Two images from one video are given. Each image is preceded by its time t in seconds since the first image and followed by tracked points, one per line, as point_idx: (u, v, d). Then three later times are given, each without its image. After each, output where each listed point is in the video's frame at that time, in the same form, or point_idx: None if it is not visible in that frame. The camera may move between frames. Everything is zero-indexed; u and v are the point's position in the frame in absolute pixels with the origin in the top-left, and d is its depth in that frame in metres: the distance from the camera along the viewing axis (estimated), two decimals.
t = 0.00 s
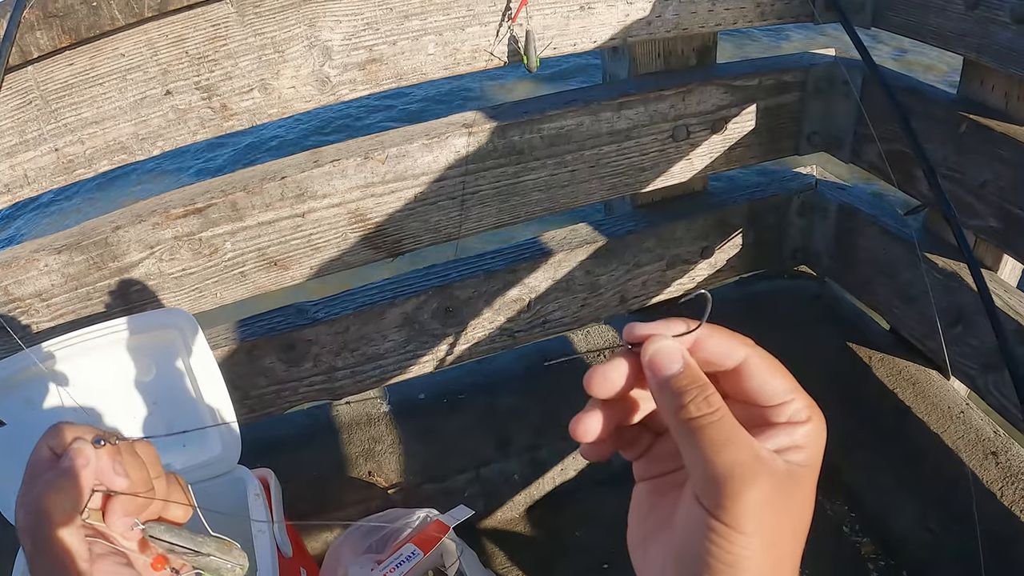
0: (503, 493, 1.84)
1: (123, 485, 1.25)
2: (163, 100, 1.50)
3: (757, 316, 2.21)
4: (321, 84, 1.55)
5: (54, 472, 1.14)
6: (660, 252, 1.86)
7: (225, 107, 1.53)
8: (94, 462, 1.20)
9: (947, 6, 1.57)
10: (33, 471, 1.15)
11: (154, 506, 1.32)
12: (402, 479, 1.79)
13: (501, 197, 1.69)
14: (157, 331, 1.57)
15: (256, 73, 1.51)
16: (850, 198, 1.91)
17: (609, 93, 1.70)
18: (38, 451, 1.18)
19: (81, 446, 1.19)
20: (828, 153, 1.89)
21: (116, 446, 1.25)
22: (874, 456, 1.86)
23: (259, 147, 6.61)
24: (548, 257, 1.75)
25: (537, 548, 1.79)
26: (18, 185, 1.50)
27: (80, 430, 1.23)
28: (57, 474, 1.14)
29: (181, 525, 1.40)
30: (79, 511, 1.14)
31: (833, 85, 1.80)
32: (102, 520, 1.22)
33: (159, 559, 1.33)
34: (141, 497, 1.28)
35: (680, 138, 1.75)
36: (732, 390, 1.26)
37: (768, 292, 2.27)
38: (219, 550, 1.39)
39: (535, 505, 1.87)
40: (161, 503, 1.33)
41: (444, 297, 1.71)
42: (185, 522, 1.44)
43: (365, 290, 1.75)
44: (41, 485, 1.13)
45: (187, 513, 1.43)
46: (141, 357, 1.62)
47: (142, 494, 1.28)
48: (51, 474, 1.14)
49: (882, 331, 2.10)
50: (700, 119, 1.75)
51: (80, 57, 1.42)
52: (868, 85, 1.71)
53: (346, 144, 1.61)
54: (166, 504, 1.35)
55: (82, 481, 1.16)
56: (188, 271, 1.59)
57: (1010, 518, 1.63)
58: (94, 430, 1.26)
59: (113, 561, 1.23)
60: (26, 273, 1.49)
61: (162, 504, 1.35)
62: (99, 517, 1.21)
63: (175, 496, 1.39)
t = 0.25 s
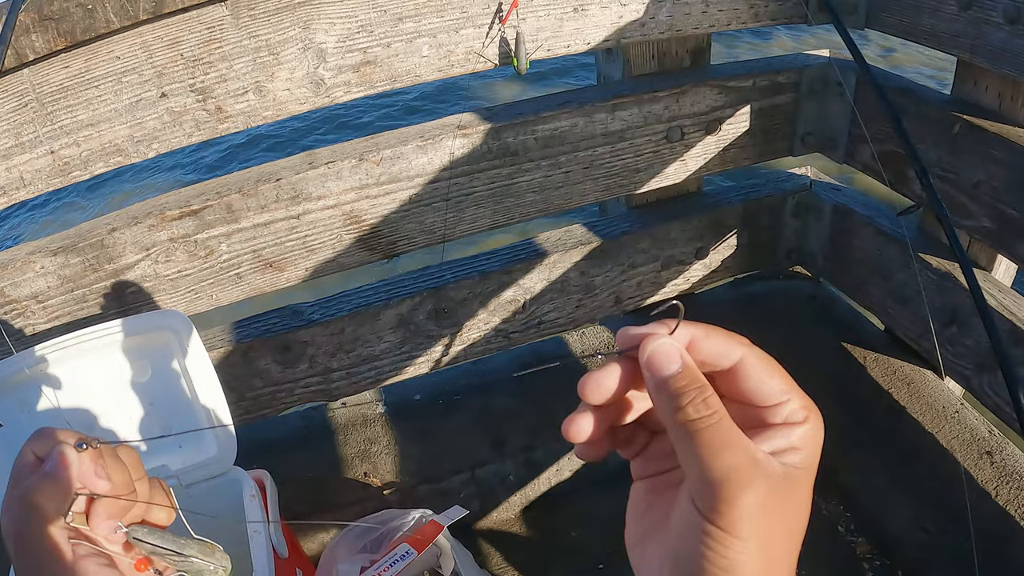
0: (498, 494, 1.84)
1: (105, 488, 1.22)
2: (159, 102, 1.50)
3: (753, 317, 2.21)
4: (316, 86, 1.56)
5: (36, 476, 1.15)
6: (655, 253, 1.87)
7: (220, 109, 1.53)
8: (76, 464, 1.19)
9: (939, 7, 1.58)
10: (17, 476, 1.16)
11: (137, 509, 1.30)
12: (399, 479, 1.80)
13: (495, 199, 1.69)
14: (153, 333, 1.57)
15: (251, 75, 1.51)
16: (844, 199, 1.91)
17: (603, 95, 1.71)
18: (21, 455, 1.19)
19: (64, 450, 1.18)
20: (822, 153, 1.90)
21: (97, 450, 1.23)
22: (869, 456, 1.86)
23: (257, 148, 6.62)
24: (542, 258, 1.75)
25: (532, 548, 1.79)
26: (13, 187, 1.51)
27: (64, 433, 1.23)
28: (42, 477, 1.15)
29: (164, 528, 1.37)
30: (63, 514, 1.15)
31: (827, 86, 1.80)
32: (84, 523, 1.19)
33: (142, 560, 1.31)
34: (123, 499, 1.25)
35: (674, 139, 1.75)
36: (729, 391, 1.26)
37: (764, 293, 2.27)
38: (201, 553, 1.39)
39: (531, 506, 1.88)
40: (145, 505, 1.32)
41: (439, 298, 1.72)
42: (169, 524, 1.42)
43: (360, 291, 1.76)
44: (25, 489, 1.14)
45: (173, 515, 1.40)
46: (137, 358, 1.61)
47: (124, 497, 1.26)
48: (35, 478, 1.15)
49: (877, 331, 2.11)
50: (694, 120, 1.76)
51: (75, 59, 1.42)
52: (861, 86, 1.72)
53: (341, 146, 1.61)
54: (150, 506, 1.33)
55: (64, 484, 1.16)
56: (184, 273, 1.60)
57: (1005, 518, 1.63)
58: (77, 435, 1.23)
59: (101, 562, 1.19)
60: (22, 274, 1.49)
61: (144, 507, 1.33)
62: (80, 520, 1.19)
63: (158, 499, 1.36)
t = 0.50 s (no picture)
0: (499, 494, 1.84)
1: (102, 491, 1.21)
2: (159, 103, 1.50)
3: (752, 317, 2.22)
4: (316, 87, 1.56)
5: (33, 478, 1.15)
6: (654, 254, 1.87)
7: (220, 110, 1.53)
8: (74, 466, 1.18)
9: (938, 8, 1.58)
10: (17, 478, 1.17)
11: (133, 512, 1.28)
12: (398, 480, 1.79)
13: (495, 200, 1.70)
14: (153, 335, 1.57)
15: (251, 76, 1.51)
16: (843, 200, 1.92)
17: (603, 96, 1.71)
18: (20, 457, 1.19)
19: (62, 453, 1.17)
20: (821, 154, 1.90)
21: (97, 452, 1.22)
22: (869, 457, 1.86)
23: (255, 149, 6.61)
24: (542, 259, 1.75)
25: (533, 549, 1.79)
26: (13, 188, 1.51)
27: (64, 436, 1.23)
28: (38, 480, 1.15)
29: (161, 532, 1.35)
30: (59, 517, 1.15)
31: (826, 87, 1.81)
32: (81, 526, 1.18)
33: (138, 563, 1.29)
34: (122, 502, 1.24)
35: (674, 140, 1.76)
36: (732, 386, 1.26)
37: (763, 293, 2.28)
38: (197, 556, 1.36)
39: (531, 506, 1.88)
40: (143, 509, 1.30)
41: (439, 299, 1.72)
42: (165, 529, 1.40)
43: (361, 292, 1.76)
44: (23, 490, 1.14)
45: (169, 520, 1.38)
46: (136, 360, 1.61)
47: (123, 500, 1.25)
48: (32, 479, 1.15)
49: (876, 331, 2.11)
50: (694, 121, 1.76)
51: (76, 60, 1.42)
52: (860, 87, 1.72)
53: (341, 147, 1.61)
54: (146, 510, 1.31)
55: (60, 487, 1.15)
56: (184, 274, 1.60)
57: (1005, 517, 1.64)
58: (76, 437, 1.24)
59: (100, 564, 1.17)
60: (22, 276, 1.49)
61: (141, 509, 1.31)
62: (78, 523, 1.17)
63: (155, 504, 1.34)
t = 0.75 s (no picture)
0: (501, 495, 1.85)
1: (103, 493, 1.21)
2: (161, 104, 1.50)
3: (752, 318, 2.22)
4: (319, 88, 1.56)
5: (38, 477, 1.15)
6: (656, 254, 1.88)
7: (223, 111, 1.54)
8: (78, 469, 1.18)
9: (939, 9, 1.59)
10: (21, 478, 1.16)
11: (133, 515, 1.29)
12: (401, 482, 1.80)
13: (497, 201, 1.70)
14: (156, 335, 1.57)
15: (254, 77, 1.52)
16: (844, 200, 1.92)
17: (604, 96, 1.71)
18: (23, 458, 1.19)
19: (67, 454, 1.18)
20: (822, 155, 1.91)
21: (99, 456, 1.22)
22: (870, 457, 1.87)
23: (254, 150, 6.60)
24: (544, 259, 1.75)
25: (535, 549, 1.80)
26: (15, 189, 1.51)
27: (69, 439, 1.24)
28: (43, 479, 1.14)
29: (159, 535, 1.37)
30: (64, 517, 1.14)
31: (826, 88, 1.81)
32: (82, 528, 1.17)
33: (137, 564, 1.27)
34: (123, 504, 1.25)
35: (675, 140, 1.76)
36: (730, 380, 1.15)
37: (764, 294, 2.28)
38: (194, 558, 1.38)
39: (532, 507, 1.88)
40: (143, 511, 1.31)
41: (441, 300, 1.72)
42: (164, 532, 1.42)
43: (362, 293, 1.76)
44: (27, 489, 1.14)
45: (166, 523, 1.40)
46: (138, 361, 1.61)
47: (123, 502, 1.25)
48: (35, 478, 1.15)
49: (876, 331, 2.12)
50: (695, 121, 1.76)
51: (78, 61, 1.42)
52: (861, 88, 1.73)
53: (344, 148, 1.62)
54: (145, 513, 1.33)
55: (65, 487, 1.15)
56: (187, 274, 1.60)
57: (1006, 516, 1.65)
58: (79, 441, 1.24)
59: (101, 563, 1.16)
60: (24, 276, 1.49)
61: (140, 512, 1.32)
62: (78, 524, 1.16)
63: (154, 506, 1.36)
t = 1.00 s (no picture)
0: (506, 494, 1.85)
1: (122, 494, 1.23)
2: (169, 104, 1.51)
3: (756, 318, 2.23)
4: (327, 89, 1.56)
5: (61, 474, 1.14)
6: (661, 254, 1.88)
7: (231, 111, 1.54)
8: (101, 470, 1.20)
9: (943, 10, 1.59)
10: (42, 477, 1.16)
11: (150, 515, 1.31)
12: (408, 481, 1.79)
13: (504, 201, 1.70)
14: (164, 334, 1.57)
15: (262, 77, 1.52)
16: (848, 201, 1.93)
17: (610, 97, 1.72)
18: (46, 456, 1.19)
19: (88, 454, 1.18)
20: (827, 155, 1.91)
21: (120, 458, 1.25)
22: (875, 456, 1.88)
23: (256, 151, 6.60)
24: (550, 259, 1.76)
25: (541, 548, 1.80)
26: (23, 189, 1.51)
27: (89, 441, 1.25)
28: (66, 477, 1.14)
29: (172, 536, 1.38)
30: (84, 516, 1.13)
31: (831, 88, 1.82)
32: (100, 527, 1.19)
33: (152, 562, 1.29)
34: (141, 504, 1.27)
35: (681, 141, 1.77)
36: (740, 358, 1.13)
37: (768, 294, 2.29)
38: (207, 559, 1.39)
39: (538, 506, 1.89)
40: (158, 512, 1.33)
41: (447, 300, 1.72)
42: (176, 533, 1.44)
43: (369, 293, 1.76)
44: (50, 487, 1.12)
45: (179, 524, 1.42)
46: (146, 360, 1.62)
47: (140, 503, 1.27)
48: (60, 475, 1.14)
49: (880, 331, 2.12)
50: (701, 122, 1.77)
51: (86, 61, 1.43)
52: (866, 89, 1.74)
53: (351, 148, 1.62)
54: (160, 515, 1.35)
55: (87, 486, 1.14)
56: (194, 274, 1.60)
57: (1009, 515, 1.66)
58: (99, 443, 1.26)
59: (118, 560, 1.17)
60: (31, 276, 1.50)
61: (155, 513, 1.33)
62: (97, 522, 1.19)
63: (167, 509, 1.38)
